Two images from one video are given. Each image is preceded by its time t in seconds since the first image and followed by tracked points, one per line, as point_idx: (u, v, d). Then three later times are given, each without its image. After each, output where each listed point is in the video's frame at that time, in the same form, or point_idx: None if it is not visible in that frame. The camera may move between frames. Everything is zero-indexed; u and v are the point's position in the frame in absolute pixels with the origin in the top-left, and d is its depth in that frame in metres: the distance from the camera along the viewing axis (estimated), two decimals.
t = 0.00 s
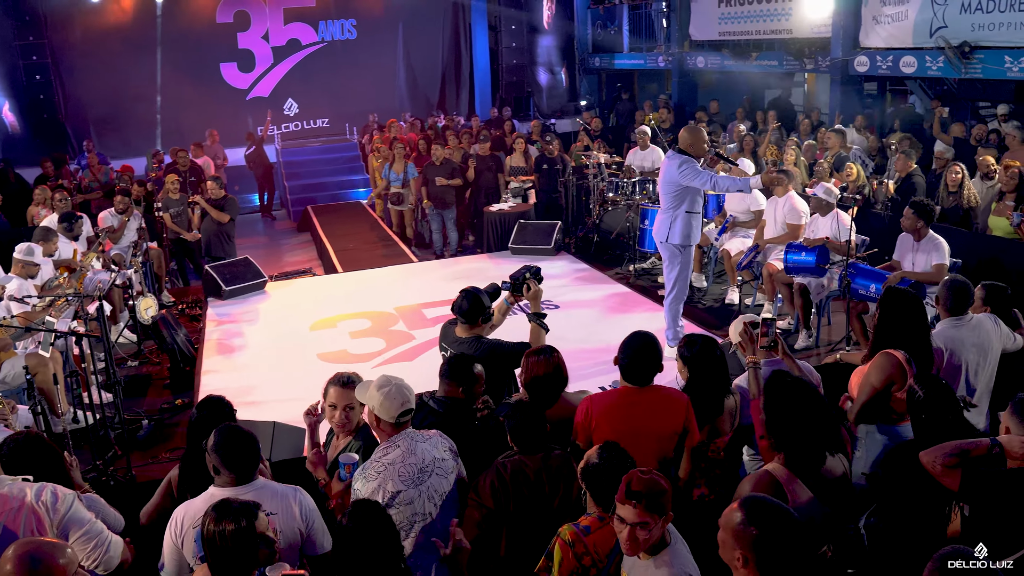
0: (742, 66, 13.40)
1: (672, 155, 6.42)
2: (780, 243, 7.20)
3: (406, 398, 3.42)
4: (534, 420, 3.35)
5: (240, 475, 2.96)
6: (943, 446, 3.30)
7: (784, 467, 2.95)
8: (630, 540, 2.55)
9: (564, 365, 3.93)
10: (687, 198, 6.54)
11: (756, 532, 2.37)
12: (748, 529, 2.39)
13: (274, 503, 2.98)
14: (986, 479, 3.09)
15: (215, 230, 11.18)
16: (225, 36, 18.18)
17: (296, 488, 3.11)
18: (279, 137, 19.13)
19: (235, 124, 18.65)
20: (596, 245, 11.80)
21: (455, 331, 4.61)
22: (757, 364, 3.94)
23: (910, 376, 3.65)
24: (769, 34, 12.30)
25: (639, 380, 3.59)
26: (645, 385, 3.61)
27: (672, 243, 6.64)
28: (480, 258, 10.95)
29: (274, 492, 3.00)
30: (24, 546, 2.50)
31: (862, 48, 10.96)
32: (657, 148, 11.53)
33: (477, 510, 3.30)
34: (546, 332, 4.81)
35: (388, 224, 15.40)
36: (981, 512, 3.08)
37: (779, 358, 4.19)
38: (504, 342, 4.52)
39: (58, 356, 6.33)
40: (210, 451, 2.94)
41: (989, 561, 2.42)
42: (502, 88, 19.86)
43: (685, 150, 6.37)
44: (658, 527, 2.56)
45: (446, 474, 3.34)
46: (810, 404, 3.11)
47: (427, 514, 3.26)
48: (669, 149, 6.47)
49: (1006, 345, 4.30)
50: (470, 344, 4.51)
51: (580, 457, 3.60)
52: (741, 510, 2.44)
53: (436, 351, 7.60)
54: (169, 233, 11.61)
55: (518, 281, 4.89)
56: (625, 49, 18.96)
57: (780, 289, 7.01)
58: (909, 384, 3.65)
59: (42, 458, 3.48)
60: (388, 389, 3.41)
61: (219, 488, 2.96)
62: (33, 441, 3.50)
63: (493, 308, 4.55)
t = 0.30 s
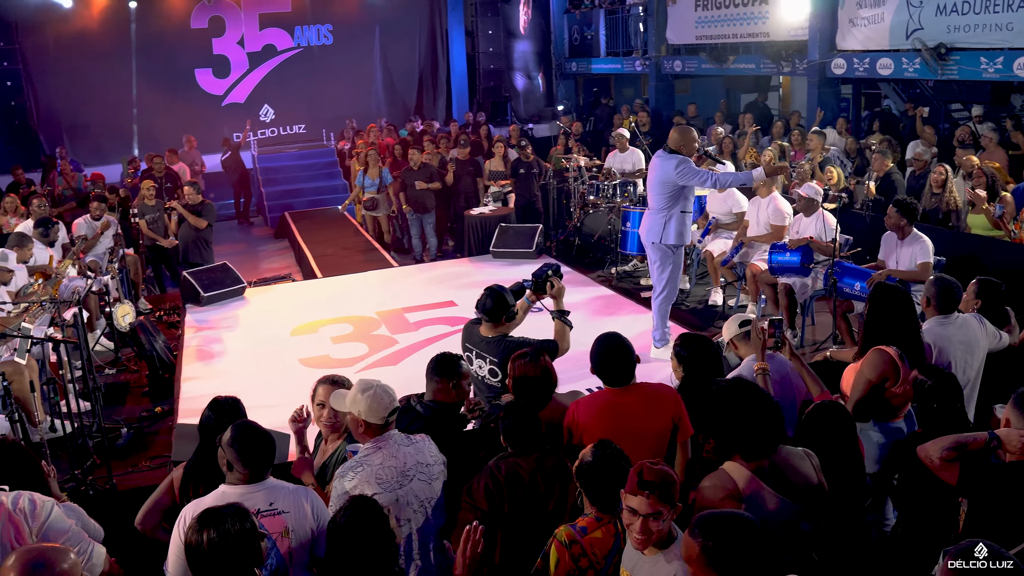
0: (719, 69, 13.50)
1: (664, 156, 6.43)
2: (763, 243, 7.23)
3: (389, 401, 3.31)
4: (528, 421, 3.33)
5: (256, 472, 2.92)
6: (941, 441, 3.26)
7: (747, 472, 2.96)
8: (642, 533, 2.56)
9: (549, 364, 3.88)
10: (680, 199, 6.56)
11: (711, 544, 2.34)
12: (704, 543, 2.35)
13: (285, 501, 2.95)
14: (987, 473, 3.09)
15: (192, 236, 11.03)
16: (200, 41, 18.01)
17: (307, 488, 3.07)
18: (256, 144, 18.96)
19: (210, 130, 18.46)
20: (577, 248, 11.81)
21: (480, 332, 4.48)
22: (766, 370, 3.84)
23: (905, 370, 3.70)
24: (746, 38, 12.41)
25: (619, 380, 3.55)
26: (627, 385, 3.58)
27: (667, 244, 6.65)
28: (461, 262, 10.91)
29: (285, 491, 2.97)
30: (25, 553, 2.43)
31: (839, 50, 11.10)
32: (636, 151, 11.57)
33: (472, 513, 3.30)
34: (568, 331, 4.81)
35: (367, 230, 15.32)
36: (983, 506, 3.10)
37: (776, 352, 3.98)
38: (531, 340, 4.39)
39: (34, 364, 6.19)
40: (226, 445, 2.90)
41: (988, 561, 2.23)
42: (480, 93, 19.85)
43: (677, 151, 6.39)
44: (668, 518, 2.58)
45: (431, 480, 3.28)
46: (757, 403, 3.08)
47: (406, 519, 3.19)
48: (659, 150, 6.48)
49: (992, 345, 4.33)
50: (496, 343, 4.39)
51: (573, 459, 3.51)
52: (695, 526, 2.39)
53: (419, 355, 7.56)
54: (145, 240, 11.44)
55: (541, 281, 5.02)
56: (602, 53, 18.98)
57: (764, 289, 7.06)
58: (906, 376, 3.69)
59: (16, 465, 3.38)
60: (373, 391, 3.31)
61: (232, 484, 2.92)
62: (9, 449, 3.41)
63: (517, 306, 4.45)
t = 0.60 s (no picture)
0: (696, 73, 13.59)
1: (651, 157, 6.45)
2: (746, 245, 7.30)
3: (358, 401, 3.31)
4: (520, 421, 3.30)
5: (256, 474, 2.86)
6: (941, 433, 3.39)
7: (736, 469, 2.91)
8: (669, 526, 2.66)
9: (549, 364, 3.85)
10: (667, 200, 6.58)
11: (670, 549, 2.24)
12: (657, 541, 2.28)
13: (285, 504, 2.89)
14: (986, 466, 3.09)
15: (169, 242, 10.88)
16: (174, 47, 17.81)
17: (310, 491, 3.03)
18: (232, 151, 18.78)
19: (185, 137, 18.26)
20: (558, 251, 11.83)
21: (504, 327, 4.53)
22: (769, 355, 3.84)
23: (899, 366, 3.73)
24: (722, 41, 12.52)
25: (609, 381, 3.54)
26: (620, 385, 3.57)
27: (655, 244, 6.67)
28: (443, 266, 10.87)
29: (286, 494, 2.91)
30: (27, 559, 2.36)
31: (816, 53, 11.24)
32: (616, 154, 11.62)
33: (464, 517, 3.26)
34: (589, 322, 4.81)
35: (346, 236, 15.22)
36: (982, 499, 3.07)
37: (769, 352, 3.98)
38: (556, 337, 4.41)
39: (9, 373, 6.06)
40: (227, 445, 2.84)
41: (988, 561, 2.21)
42: (457, 99, 19.84)
43: (665, 152, 6.42)
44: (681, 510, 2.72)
45: (409, 482, 3.27)
46: (731, 398, 3.01)
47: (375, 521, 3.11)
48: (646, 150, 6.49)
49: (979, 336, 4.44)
50: (517, 338, 4.46)
51: (569, 460, 3.49)
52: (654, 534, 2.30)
53: (403, 359, 7.51)
54: (120, 247, 11.27)
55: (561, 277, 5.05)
56: (579, 58, 18.99)
57: (747, 289, 7.10)
58: (901, 372, 3.74)
59: None
60: (339, 395, 3.30)
61: (232, 485, 2.87)
62: None
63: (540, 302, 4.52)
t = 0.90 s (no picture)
0: (673, 77, 13.68)
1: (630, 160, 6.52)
2: (729, 247, 7.37)
3: (345, 406, 3.27)
4: (517, 423, 3.30)
5: (247, 476, 2.81)
6: (939, 429, 3.43)
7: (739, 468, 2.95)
8: (691, 519, 2.56)
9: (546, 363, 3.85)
10: (646, 203, 6.61)
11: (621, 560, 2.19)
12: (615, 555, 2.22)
13: (278, 508, 2.85)
14: (984, 459, 3.12)
15: (145, 250, 10.74)
16: (147, 54, 17.63)
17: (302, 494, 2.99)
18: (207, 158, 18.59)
19: (160, 144, 18.06)
20: (539, 256, 11.81)
21: (522, 324, 4.52)
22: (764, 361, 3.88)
23: (890, 363, 3.80)
24: (699, 45, 12.64)
25: (607, 379, 3.53)
26: (618, 382, 3.56)
27: (634, 247, 6.66)
28: (424, 271, 10.83)
29: (278, 496, 2.87)
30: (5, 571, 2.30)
31: (792, 56, 11.37)
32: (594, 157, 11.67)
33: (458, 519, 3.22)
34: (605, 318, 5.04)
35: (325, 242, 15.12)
36: (978, 493, 3.11)
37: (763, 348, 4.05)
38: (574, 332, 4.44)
39: None
40: (216, 448, 2.79)
41: (988, 561, 2.23)
42: (433, 104, 19.80)
43: (646, 155, 6.49)
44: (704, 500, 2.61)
45: (397, 488, 3.12)
46: (737, 400, 3.07)
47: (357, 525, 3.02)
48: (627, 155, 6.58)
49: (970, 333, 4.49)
50: (541, 334, 4.41)
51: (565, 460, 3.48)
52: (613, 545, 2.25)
53: (388, 364, 7.46)
54: (96, 256, 11.11)
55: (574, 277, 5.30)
56: (555, 64, 18.94)
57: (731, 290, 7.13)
58: (893, 368, 3.80)
59: None
60: (328, 398, 3.28)
61: (222, 488, 2.82)
62: None
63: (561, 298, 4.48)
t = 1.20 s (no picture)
0: (649, 80, 13.76)
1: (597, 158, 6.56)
2: (712, 247, 7.43)
3: (351, 408, 3.32)
4: (508, 424, 3.21)
5: (218, 483, 2.79)
6: (938, 422, 3.44)
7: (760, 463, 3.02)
8: (716, 510, 2.60)
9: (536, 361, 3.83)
10: (613, 200, 6.65)
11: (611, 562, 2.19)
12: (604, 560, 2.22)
13: (252, 515, 2.82)
14: (983, 451, 3.19)
15: (121, 257, 10.59)
16: (120, 60, 17.40)
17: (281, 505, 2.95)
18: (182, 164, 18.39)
19: (133, 151, 17.83)
20: (519, 259, 11.81)
21: (533, 323, 4.48)
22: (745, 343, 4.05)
23: (882, 358, 3.85)
24: (675, 49, 12.75)
25: (598, 376, 3.54)
26: (609, 379, 3.57)
27: (602, 246, 6.70)
28: (405, 276, 10.77)
29: (251, 503, 2.84)
30: None
31: (768, 59, 11.49)
32: (572, 160, 11.74)
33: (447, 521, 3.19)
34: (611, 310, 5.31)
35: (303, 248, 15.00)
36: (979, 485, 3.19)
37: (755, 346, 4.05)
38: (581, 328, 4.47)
39: None
40: (187, 455, 2.78)
41: (989, 561, 2.26)
42: (410, 110, 19.72)
43: (611, 154, 6.53)
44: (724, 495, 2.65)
45: (390, 488, 3.03)
46: (763, 387, 3.12)
47: (358, 527, 2.96)
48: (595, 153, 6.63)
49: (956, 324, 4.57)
50: (555, 332, 4.40)
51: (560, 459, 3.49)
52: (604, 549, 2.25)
53: (371, 369, 7.41)
54: (70, 263, 10.93)
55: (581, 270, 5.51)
56: (531, 69, 18.93)
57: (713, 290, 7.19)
58: (885, 364, 3.86)
59: None
60: (334, 400, 3.33)
61: (193, 497, 2.79)
62: None
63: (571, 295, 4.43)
